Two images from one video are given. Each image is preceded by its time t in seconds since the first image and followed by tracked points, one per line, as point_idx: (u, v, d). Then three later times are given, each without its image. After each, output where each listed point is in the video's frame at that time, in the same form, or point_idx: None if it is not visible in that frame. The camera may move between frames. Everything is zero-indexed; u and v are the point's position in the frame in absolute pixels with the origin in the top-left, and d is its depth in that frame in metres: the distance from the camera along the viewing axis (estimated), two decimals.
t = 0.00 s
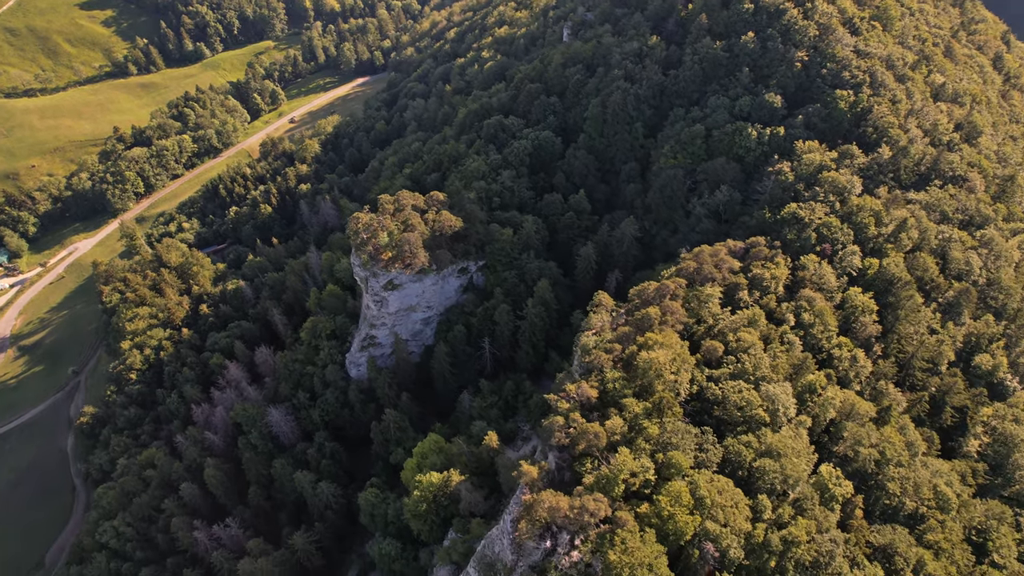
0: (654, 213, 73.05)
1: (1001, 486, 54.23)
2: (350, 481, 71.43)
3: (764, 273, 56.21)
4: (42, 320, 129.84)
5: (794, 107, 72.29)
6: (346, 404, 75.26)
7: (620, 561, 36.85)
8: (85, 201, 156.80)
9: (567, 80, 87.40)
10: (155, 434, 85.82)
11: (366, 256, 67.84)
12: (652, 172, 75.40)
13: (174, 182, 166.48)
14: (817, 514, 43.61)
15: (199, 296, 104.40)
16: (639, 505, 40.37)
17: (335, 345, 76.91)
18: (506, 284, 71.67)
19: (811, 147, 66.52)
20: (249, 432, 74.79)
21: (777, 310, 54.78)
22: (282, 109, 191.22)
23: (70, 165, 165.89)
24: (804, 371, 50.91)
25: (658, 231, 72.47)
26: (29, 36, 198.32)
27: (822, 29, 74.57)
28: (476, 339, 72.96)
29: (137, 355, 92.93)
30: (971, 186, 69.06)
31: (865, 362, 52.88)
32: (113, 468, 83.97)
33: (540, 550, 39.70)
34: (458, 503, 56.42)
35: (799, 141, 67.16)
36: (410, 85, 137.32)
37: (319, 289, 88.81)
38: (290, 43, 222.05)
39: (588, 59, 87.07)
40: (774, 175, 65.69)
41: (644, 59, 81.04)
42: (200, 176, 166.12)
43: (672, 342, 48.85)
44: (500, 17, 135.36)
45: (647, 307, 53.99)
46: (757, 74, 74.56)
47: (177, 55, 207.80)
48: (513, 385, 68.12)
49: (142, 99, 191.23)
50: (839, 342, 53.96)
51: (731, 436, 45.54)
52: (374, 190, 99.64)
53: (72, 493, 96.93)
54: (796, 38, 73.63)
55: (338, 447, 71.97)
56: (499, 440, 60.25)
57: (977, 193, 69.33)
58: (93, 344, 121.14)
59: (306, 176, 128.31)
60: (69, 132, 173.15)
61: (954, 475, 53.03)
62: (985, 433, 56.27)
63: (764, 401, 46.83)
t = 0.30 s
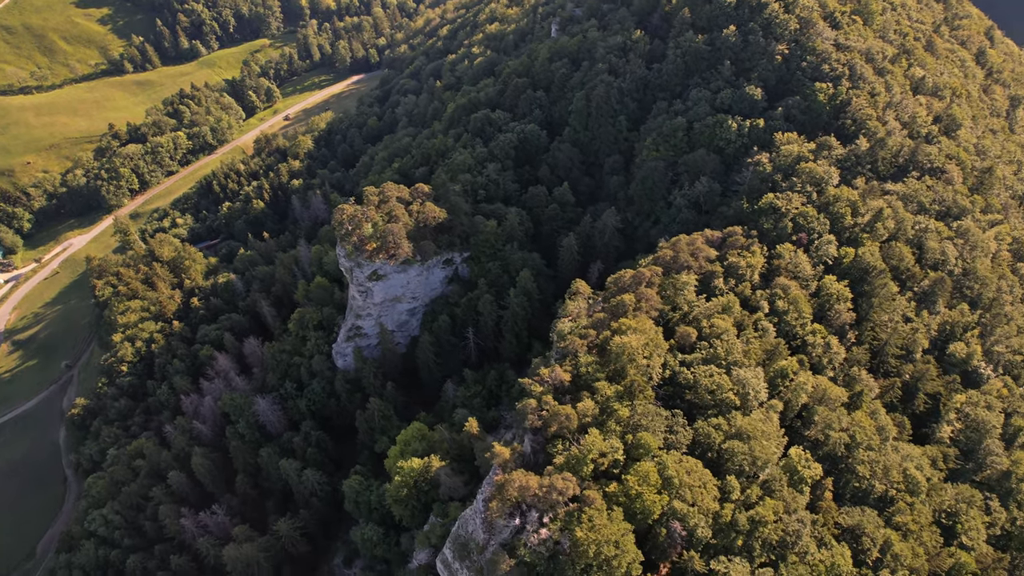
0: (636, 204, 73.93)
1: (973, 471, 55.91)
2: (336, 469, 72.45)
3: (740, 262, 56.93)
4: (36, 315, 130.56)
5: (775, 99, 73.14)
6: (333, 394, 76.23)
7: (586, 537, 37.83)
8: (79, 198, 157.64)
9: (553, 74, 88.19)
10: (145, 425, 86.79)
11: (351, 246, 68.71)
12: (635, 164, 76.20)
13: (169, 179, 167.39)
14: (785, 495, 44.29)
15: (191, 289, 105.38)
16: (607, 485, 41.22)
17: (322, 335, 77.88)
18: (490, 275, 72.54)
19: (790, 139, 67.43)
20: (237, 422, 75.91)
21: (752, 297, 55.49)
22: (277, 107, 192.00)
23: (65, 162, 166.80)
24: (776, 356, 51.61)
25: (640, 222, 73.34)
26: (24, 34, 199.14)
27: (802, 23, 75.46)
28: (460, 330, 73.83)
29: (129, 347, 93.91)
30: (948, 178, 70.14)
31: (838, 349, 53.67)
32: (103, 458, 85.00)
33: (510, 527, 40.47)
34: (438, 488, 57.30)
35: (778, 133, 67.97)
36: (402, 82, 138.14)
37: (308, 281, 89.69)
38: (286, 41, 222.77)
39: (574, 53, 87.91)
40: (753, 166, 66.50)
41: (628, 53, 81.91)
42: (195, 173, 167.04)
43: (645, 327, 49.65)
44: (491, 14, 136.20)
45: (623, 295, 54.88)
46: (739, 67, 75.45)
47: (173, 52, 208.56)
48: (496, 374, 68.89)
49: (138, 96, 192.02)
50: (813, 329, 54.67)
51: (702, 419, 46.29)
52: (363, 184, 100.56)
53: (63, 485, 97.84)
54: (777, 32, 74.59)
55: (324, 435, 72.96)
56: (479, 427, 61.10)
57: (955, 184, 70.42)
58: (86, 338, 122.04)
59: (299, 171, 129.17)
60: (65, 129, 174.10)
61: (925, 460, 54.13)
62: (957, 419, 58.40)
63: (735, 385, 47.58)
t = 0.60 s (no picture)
0: (619, 199, 74.59)
1: (945, 462, 57.00)
2: (321, 462, 73.72)
3: (716, 254, 57.52)
4: (29, 311, 130.97)
5: (755, 95, 73.84)
6: (319, 387, 77.19)
7: (552, 521, 38.52)
8: (74, 195, 158.21)
9: (539, 71, 88.77)
10: (134, 418, 87.53)
11: (334, 241, 69.67)
12: (618, 159, 76.84)
13: (163, 176, 168.09)
14: (754, 483, 44.62)
15: (181, 286, 106.13)
16: (576, 471, 41.79)
17: (308, 330, 78.69)
18: (473, 269, 73.24)
19: (769, 134, 68.05)
20: (223, 415, 76.75)
21: (727, 289, 56.06)
22: (271, 105, 192.65)
23: (60, 160, 167.50)
24: (750, 347, 52.06)
25: (622, 217, 74.02)
26: (20, 33, 199.75)
27: (783, 19, 76.13)
28: (444, 324, 74.47)
29: (119, 342, 94.69)
30: (927, 173, 70.98)
31: (812, 340, 54.17)
32: (92, 451, 85.80)
33: (479, 513, 41.20)
34: (417, 479, 58.01)
35: (757, 128, 68.60)
36: (394, 80, 138.75)
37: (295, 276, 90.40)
38: (281, 40, 223.22)
39: (559, 50, 88.50)
40: (732, 160, 67.10)
41: (612, 50, 82.56)
42: (189, 171, 167.70)
43: (619, 318, 50.37)
44: (483, 12, 136.83)
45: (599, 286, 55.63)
46: (721, 63, 76.13)
47: (168, 51, 209.08)
48: (478, 367, 69.48)
49: (133, 95, 192.51)
50: (787, 321, 55.20)
51: (672, 408, 46.83)
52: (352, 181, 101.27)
53: (54, 479, 98.41)
54: (758, 29, 75.35)
55: (309, 428, 73.82)
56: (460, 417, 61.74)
57: (934, 179, 71.25)
58: (79, 335, 122.65)
59: (291, 168, 129.85)
60: (60, 128, 174.83)
61: (897, 450, 54.84)
62: (931, 410, 59.32)
63: (706, 374, 48.13)
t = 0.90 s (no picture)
0: (597, 195, 75.26)
1: (914, 454, 57.69)
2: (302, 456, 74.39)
3: (688, 249, 58.09)
4: (20, 309, 131.43)
5: (732, 92, 74.54)
6: (302, 382, 78.10)
7: (513, 510, 39.20)
8: (66, 194, 158.82)
9: (521, 68, 89.41)
10: (119, 414, 88.21)
11: (314, 237, 70.41)
12: (597, 156, 77.53)
13: (155, 175, 168.81)
14: (717, 473, 45.06)
15: (169, 283, 106.79)
16: (539, 461, 42.40)
17: (291, 325, 79.39)
18: (454, 265, 73.95)
19: (744, 130, 68.66)
20: (206, 410, 77.40)
21: (698, 283, 56.64)
22: (264, 104, 193.22)
23: (52, 158, 168.18)
24: (718, 340, 52.57)
25: (601, 213, 74.69)
26: (14, 32, 200.37)
27: (761, 17, 76.75)
28: (425, 319, 75.15)
29: (106, 339, 95.38)
30: (903, 169, 71.77)
31: (781, 334, 54.63)
32: (78, 447, 86.46)
33: (443, 502, 41.54)
34: (392, 471, 58.66)
35: (733, 124, 69.23)
36: (383, 78, 139.40)
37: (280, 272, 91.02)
38: (275, 39, 223.68)
39: (542, 47, 89.15)
40: (707, 156, 67.77)
41: (593, 47, 83.25)
42: (181, 170, 168.33)
43: (587, 311, 50.97)
44: (472, 11, 137.54)
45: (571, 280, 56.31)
46: (699, 61, 76.87)
47: (162, 51, 209.64)
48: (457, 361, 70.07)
49: (126, 94, 193.06)
50: (757, 315, 55.73)
51: (638, 399, 47.40)
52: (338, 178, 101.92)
53: (41, 475, 98.94)
54: (736, 26, 76.04)
55: (290, 423, 74.54)
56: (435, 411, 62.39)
57: (909, 175, 72.06)
58: (68, 332, 123.19)
59: (280, 167, 130.45)
60: (53, 126, 175.57)
61: (865, 442, 55.37)
62: (902, 404, 59.89)
63: (673, 367, 48.72)
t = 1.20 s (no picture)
0: (577, 193, 75.73)
1: (886, 450, 58.36)
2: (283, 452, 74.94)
3: (661, 246, 58.49)
4: (10, 308, 131.88)
5: (711, 90, 74.97)
6: (284, 379, 78.75)
7: (475, 502, 39.70)
8: (58, 193, 159.29)
9: (505, 67, 89.81)
10: (104, 411, 88.66)
11: (295, 234, 70.89)
12: (577, 154, 77.93)
13: (148, 174, 169.38)
14: (683, 468, 45.34)
15: (157, 281, 107.25)
16: (504, 454, 42.85)
17: (274, 323, 79.88)
18: (434, 263, 74.43)
19: (721, 128, 69.01)
20: (188, 406, 77.82)
21: (670, 280, 57.05)
22: (258, 104, 193.62)
23: (45, 158, 168.72)
24: (688, 336, 52.90)
25: (581, 211, 75.11)
26: (8, 32, 200.89)
27: (741, 15, 77.11)
28: (406, 316, 75.60)
29: (92, 337, 95.89)
30: (881, 167, 72.28)
31: (753, 330, 54.85)
32: (63, 444, 86.93)
33: (407, 495, 41.90)
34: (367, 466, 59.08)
35: (710, 123, 69.60)
36: (374, 78, 139.89)
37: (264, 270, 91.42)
38: (269, 38, 223.87)
39: (525, 46, 89.54)
40: (684, 154, 68.15)
41: (575, 46, 83.68)
42: (174, 169, 168.78)
43: (557, 307, 51.46)
44: (461, 11, 138.13)
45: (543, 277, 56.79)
46: (679, 59, 77.35)
47: (155, 50, 209.98)
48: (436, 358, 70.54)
49: (119, 93, 193.41)
50: (729, 311, 56.06)
51: (606, 394, 47.73)
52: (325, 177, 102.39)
53: (28, 472, 99.36)
54: (715, 25, 76.45)
55: (272, 419, 75.06)
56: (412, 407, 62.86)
57: (887, 173, 72.59)
58: (58, 330, 123.61)
59: (270, 166, 130.83)
60: (46, 126, 176.19)
61: (836, 438, 55.67)
62: (875, 400, 60.35)
63: (641, 362, 49.10)
